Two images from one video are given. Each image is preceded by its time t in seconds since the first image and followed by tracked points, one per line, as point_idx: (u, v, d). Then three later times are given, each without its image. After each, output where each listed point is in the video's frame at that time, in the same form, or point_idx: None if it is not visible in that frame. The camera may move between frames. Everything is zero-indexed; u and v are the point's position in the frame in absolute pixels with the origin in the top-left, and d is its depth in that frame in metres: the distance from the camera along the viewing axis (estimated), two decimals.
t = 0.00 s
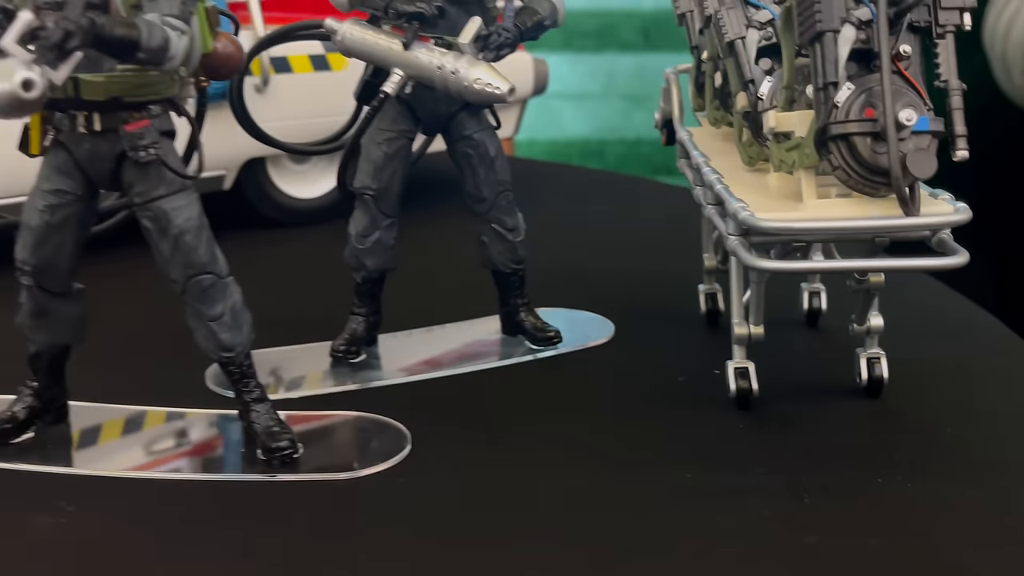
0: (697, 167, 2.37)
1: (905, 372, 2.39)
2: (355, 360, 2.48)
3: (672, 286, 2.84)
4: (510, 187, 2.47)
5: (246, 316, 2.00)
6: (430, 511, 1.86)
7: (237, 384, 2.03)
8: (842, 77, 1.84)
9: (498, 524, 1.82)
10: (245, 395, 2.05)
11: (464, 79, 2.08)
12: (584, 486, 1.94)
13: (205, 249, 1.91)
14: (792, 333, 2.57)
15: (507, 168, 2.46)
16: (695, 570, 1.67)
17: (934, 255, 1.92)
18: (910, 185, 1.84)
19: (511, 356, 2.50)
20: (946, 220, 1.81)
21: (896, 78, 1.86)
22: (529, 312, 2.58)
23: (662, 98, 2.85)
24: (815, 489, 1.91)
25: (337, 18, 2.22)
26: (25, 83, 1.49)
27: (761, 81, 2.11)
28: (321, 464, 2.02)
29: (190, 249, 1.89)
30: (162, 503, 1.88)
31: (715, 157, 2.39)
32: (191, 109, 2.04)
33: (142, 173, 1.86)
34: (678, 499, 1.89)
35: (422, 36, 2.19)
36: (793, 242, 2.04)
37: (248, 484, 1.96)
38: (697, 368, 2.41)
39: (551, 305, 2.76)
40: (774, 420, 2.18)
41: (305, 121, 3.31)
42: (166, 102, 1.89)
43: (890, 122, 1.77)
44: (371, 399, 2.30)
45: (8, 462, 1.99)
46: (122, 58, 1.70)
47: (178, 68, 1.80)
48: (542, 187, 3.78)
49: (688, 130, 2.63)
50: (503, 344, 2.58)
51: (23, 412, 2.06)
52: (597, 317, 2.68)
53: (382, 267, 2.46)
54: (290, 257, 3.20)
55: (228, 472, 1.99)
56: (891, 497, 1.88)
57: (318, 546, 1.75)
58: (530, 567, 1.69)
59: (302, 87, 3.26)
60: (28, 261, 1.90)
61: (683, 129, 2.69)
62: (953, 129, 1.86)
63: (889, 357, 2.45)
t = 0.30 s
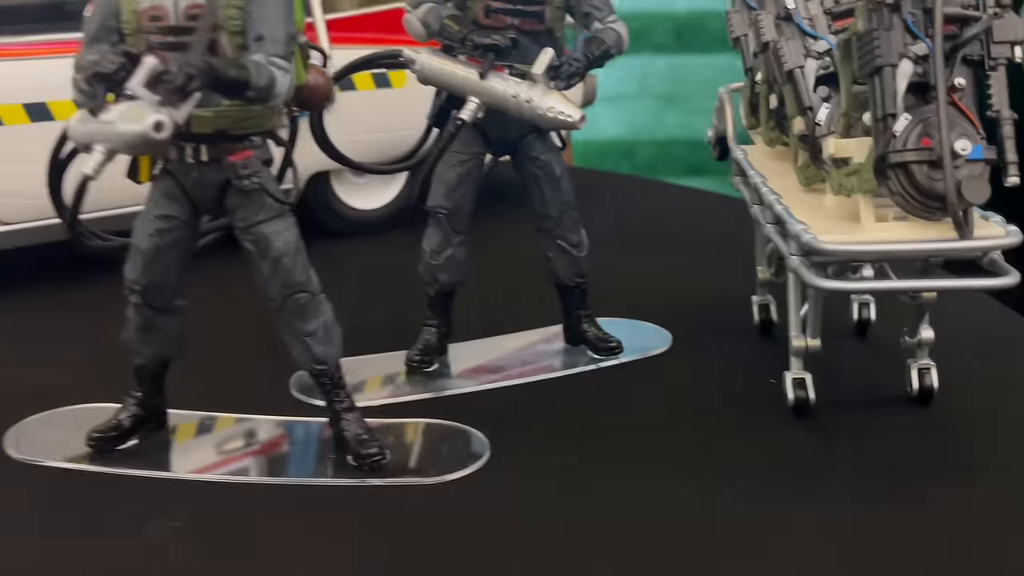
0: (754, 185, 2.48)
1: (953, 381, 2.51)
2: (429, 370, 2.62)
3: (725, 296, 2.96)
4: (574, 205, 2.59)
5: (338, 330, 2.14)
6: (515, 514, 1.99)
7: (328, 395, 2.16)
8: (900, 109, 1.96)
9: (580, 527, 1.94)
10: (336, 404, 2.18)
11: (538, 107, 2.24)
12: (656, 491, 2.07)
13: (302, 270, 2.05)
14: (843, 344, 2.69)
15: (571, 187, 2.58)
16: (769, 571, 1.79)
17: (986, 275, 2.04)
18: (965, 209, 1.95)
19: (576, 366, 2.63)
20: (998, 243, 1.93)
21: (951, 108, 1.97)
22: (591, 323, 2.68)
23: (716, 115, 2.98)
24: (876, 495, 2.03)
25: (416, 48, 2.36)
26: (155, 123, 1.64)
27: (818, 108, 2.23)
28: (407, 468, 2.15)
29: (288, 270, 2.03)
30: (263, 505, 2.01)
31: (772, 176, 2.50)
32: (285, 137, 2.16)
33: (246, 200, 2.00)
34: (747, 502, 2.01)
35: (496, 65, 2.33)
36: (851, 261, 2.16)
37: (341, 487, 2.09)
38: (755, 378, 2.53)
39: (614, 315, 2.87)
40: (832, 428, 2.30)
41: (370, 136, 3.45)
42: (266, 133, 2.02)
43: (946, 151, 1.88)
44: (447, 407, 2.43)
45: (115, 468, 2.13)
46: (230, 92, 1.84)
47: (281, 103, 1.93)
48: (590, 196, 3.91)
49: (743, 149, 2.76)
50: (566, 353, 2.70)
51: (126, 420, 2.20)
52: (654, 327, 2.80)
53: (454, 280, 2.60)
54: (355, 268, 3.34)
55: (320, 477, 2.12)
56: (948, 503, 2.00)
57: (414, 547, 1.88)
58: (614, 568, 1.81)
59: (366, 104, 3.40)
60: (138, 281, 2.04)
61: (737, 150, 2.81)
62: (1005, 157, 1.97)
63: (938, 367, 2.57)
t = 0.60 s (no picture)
0: (814, 193, 2.61)
1: (1004, 380, 2.63)
2: (504, 369, 2.76)
3: (781, 297, 3.09)
4: (641, 211, 2.73)
5: (429, 332, 2.30)
6: (597, 506, 2.13)
7: (419, 393, 2.31)
8: (961, 125, 2.10)
9: (660, 519, 2.09)
10: (427, 401, 2.33)
11: (613, 121, 2.39)
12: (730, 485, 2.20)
13: (398, 276, 2.20)
14: (897, 343, 2.82)
15: (638, 195, 2.71)
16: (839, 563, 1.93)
17: None
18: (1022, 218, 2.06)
19: (642, 365, 2.76)
20: None
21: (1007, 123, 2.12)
22: (656, 323, 2.81)
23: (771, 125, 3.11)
24: (936, 490, 2.16)
25: (495, 64, 2.53)
26: (282, 146, 1.81)
27: (880, 121, 2.36)
28: (494, 459, 2.30)
29: (386, 276, 2.18)
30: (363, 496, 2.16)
31: (831, 184, 2.63)
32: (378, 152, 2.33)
33: (348, 212, 2.16)
34: (815, 497, 2.15)
35: (572, 82, 2.48)
36: (912, 266, 2.28)
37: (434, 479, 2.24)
38: (814, 377, 2.66)
39: (678, 315, 3.00)
40: (892, 426, 2.42)
41: (435, 142, 3.60)
42: (365, 150, 2.18)
43: (1005, 164, 2.03)
44: (524, 404, 2.58)
45: (220, 460, 2.29)
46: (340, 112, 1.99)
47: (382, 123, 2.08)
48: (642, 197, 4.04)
49: (800, 156, 2.88)
50: (632, 352, 2.84)
51: (230, 415, 2.35)
52: (715, 327, 2.94)
53: (528, 283, 2.74)
54: (422, 270, 3.49)
55: (411, 470, 2.26)
56: (1005, 498, 2.12)
57: (507, 537, 2.03)
58: (694, 558, 1.95)
59: (432, 112, 3.56)
60: (246, 287, 2.20)
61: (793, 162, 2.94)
62: None
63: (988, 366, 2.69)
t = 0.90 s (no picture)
0: (869, 195, 2.77)
1: None
2: (574, 363, 2.90)
3: (832, 294, 3.24)
4: (703, 212, 2.88)
5: (511, 328, 2.46)
6: (670, 488, 2.30)
7: (502, 384, 2.48)
8: (1013, 134, 2.25)
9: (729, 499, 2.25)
10: (509, 392, 2.50)
11: (683, 129, 2.53)
12: (793, 468, 2.36)
13: (485, 277, 2.37)
14: (945, 337, 2.96)
15: (700, 196, 2.86)
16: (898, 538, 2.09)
17: None
18: None
19: (704, 359, 2.91)
20: None
21: None
22: (716, 318, 2.96)
23: (821, 131, 3.26)
24: (989, 473, 2.31)
25: (568, 76, 2.67)
26: (394, 160, 1.97)
27: (933, 128, 2.52)
28: (574, 446, 2.46)
29: (474, 277, 2.35)
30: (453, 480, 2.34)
31: (885, 187, 2.77)
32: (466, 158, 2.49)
33: (440, 218, 2.33)
34: (874, 479, 2.30)
35: (643, 92, 2.63)
36: (966, 264, 2.43)
37: (518, 464, 2.40)
38: (868, 370, 2.82)
39: (735, 311, 3.15)
40: (945, 415, 2.57)
41: (493, 143, 3.77)
42: (455, 160, 2.34)
43: None
44: (594, 395, 2.74)
45: (318, 448, 2.47)
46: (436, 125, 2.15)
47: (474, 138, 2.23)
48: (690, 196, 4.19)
49: (853, 158, 3.03)
50: (693, 346, 2.98)
51: (327, 405, 2.54)
52: (769, 321, 3.09)
53: (596, 281, 2.89)
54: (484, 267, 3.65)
55: (495, 456, 2.43)
56: None
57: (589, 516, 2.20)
58: (768, 535, 2.11)
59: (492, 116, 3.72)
60: (345, 287, 2.37)
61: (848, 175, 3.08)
62: None
63: None
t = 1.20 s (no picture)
0: (914, 195, 2.94)
1: None
2: (634, 353, 3.09)
3: (876, 287, 3.41)
4: (756, 211, 3.04)
5: (582, 322, 2.65)
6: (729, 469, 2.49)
7: (573, 374, 2.67)
8: None
9: (784, 479, 2.44)
10: (579, 381, 2.68)
11: (741, 136, 2.70)
12: (843, 451, 2.55)
13: (559, 274, 2.55)
14: (984, 328, 3.14)
15: (753, 196, 3.02)
16: (942, 516, 2.28)
17: None
18: None
19: (756, 350, 3.08)
20: None
21: None
22: (767, 311, 3.14)
23: (863, 134, 3.44)
24: None
25: (630, 86, 2.85)
26: (486, 170, 2.15)
27: (976, 134, 2.70)
28: (641, 431, 2.65)
29: (549, 275, 2.53)
30: (528, 463, 2.54)
31: (929, 188, 2.93)
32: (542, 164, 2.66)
33: (518, 220, 2.51)
34: (918, 461, 2.48)
35: (702, 100, 2.81)
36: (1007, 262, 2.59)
37: (589, 448, 2.59)
38: (911, 359, 2.99)
39: (785, 304, 3.33)
40: (986, 402, 2.75)
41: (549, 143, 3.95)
42: (531, 166, 2.53)
43: None
44: (654, 383, 2.93)
45: (405, 433, 2.69)
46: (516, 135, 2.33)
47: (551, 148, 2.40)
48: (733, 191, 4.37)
49: (896, 160, 3.19)
50: (746, 337, 3.16)
51: (411, 391, 2.75)
52: (817, 314, 3.26)
53: (654, 276, 3.06)
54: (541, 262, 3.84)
55: (566, 440, 2.63)
56: None
57: (655, 496, 2.39)
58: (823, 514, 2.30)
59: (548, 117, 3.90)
60: (429, 284, 2.58)
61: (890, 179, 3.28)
62: None
63: None
